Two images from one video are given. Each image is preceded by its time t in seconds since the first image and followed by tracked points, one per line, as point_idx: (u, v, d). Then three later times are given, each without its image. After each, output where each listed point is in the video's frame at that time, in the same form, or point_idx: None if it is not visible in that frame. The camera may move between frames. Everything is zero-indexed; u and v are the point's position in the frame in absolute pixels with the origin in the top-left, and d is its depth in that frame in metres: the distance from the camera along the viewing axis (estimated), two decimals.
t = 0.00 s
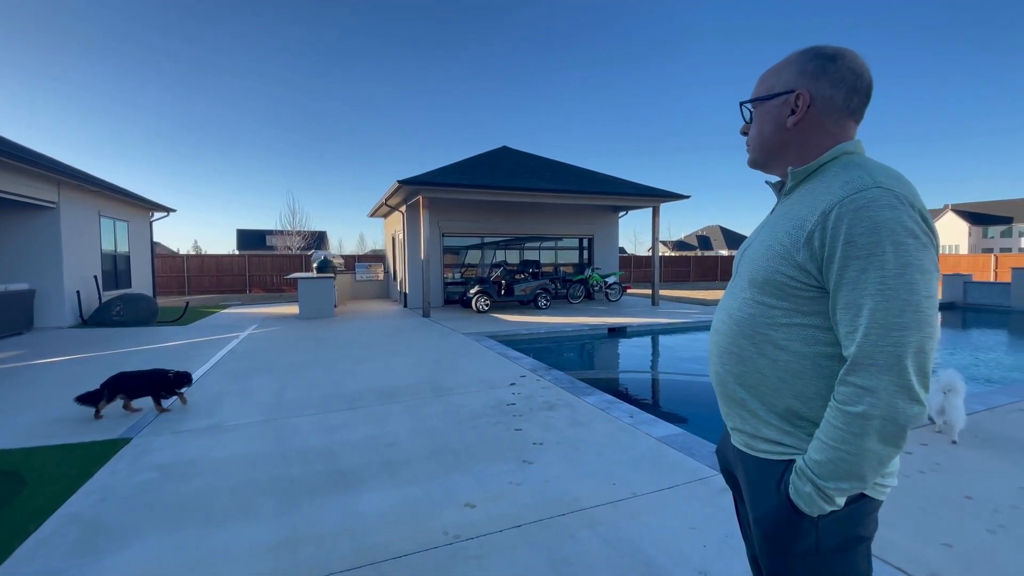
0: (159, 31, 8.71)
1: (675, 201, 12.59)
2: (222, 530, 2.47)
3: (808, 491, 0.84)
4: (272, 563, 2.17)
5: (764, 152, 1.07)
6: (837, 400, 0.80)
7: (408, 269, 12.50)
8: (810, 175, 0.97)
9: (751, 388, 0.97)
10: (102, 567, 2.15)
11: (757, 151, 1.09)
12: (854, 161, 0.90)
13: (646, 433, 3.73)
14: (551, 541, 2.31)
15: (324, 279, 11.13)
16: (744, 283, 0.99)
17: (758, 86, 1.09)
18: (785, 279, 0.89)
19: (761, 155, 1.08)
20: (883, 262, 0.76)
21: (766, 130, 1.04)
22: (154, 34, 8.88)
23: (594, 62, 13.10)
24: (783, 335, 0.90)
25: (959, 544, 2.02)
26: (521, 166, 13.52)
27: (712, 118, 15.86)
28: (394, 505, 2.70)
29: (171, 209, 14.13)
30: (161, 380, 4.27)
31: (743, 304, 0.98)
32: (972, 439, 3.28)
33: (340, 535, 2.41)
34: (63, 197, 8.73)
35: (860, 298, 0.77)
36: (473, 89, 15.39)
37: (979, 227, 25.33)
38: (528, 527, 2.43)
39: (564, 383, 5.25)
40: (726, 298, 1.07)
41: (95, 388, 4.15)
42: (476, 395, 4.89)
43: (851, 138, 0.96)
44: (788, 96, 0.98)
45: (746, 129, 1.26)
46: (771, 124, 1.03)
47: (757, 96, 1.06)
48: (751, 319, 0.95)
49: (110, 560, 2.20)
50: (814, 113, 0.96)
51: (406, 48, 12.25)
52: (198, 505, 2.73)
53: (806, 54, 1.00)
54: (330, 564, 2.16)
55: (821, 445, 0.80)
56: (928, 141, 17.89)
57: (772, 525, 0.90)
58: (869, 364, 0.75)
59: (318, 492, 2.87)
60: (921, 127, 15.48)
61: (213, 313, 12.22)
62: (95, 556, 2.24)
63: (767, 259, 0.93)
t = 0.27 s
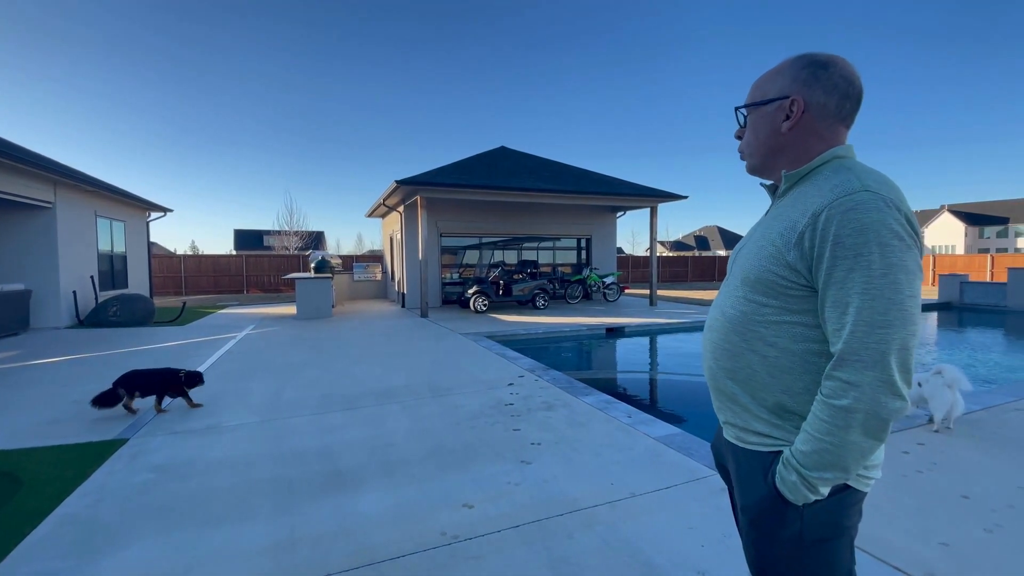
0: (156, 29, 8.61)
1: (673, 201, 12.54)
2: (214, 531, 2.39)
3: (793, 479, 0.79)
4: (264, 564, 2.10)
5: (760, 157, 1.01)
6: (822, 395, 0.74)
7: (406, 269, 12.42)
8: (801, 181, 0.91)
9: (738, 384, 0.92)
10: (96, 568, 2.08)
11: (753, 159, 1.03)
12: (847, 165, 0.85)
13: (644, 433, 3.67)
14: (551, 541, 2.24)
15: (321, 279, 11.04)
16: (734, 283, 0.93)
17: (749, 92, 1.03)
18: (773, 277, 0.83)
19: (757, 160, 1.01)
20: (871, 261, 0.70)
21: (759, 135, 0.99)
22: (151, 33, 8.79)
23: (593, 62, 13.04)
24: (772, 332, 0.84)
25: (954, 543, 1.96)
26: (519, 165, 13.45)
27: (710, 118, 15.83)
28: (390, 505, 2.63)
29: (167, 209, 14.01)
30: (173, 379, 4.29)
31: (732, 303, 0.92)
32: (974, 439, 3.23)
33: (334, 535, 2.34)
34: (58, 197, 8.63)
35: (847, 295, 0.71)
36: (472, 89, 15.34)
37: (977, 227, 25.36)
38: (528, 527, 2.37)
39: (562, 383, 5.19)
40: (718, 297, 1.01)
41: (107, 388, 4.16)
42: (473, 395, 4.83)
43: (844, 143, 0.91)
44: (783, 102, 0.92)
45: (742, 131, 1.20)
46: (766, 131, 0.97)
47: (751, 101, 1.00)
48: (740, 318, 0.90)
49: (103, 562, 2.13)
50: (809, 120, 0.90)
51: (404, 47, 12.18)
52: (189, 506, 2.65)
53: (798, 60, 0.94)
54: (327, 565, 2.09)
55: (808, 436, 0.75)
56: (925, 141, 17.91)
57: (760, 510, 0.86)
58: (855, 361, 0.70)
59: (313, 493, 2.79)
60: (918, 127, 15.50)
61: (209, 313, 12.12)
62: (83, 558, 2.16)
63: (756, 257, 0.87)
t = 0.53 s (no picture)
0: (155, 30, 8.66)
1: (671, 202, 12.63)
2: (221, 532, 2.48)
3: (791, 472, 0.89)
4: (272, 564, 2.19)
5: (754, 162, 1.09)
6: (824, 390, 0.84)
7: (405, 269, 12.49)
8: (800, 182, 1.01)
9: (742, 382, 1.01)
10: (99, 568, 2.17)
11: (755, 159, 1.08)
12: (839, 169, 0.95)
13: (642, 432, 3.76)
14: (548, 541, 2.33)
15: (320, 279, 11.11)
16: (736, 283, 1.02)
17: (745, 96, 1.09)
18: (777, 279, 0.92)
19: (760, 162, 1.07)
20: (869, 265, 0.80)
21: (760, 141, 1.06)
22: (149, 35, 8.85)
23: (591, 63, 13.13)
24: (775, 331, 0.93)
25: (953, 543, 2.06)
26: (518, 166, 13.53)
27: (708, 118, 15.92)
28: (393, 506, 2.72)
29: (166, 209, 14.05)
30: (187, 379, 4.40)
31: (735, 303, 1.01)
32: (963, 438, 3.32)
33: (339, 536, 2.43)
34: (58, 197, 8.68)
35: (847, 296, 0.81)
36: (470, 90, 15.41)
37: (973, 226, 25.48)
38: (526, 528, 2.46)
39: (561, 383, 5.28)
40: (717, 297, 1.10)
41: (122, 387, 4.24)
42: (473, 395, 4.91)
43: (836, 151, 1.02)
44: (792, 108, 0.99)
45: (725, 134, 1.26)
46: (766, 136, 1.04)
47: (751, 104, 1.06)
48: (745, 317, 0.98)
49: (107, 561, 2.22)
50: (814, 127, 1.00)
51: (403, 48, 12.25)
52: (197, 506, 2.74)
53: (798, 68, 1.03)
54: (327, 565, 2.18)
55: (807, 431, 0.85)
56: (921, 141, 18.01)
57: (753, 504, 0.95)
58: (856, 357, 0.80)
59: (315, 493, 2.89)
60: (914, 128, 15.60)
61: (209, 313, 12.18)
62: (95, 558, 2.24)
63: (760, 260, 0.96)
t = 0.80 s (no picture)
0: (153, 30, 8.60)
1: (670, 202, 12.58)
2: (214, 532, 2.41)
3: (805, 470, 0.82)
4: (265, 565, 2.13)
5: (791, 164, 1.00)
6: (835, 382, 0.79)
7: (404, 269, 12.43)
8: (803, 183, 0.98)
9: (746, 380, 0.95)
10: (87, 568, 2.11)
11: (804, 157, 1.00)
12: (841, 170, 0.94)
13: (642, 432, 3.71)
14: (548, 541, 2.28)
15: (319, 279, 11.04)
16: (740, 278, 0.97)
17: (773, 89, 1.00)
18: (784, 271, 0.87)
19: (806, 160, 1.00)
20: (881, 255, 0.76)
21: (802, 137, 0.98)
22: (148, 34, 8.79)
23: (590, 62, 13.07)
24: (780, 324, 0.88)
25: (955, 544, 2.00)
26: (517, 165, 13.46)
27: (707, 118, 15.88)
28: (389, 506, 2.66)
29: (164, 208, 13.92)
30: (188, 381, 4.32)
31: (738, 298, 0.96)
32: (966, 438, 3.28)
33: (334, 536, 2.36)
34: (54, 197, 8.62)
35: (860, 286, 0.76)
36: (469, 90, 15.36)
37: (971, 227, 25.56)
38: (525, 527, 2.40)
39: (561, 383, 5.22)
40: (716, 294, 1.05)
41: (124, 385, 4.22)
42: (471, 395, 4.86)
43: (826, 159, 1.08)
44: (830, 108, 1.00)
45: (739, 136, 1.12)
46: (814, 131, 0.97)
47: (798, 95, 0.97)
48: (748, 312, 0.93)
49: (103, 562, 2.16)
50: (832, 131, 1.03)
51: (402, 47, 12.18)
52: (189, 506, 2.68)
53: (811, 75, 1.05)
54: (326, 565, 2.12)
55: (820, 425, 0.79)
56: (921, 141, 17.98)
57: (768, 506, 0.89)
58: (870, 348, 0.75)
59: (313, 493, 2.82)
60: (913, 128, 15.59)
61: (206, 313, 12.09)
62: (83, 559, 2.18)
63: (765, 252, 0.92)
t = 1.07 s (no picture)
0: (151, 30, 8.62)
1: (668, 202, 12.62)
2: (216, 532, 2.45)
3: (839, 472, 0.86)
4: (267, 565, 2.17)
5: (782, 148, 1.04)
6: (869, 381, 0.83)
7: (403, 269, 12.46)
8: (802, 183, 1.03)
9: (768, 384, 0.97)
10: (90, 568, 2.15)
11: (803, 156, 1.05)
12: (841, 170, 1.00)
13: (641, 432, 3.76)
14: (546, 541, 2.32)
15: (317, 279, 11.07)
16: (756, 282, 0.99)
17: (783, 82, 1.05)
18: (808, 275, 0.91)
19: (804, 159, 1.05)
20: (905, 254, 0.81)
21: (804, 133, 1.03)
22: (145, 33, 8.78)
23: (588, 62, 13.11)
24: (805, 327, 0.91)
25: (948, 542, 2.05)
26: (515, 166, 13.50)
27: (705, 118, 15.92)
28: (389, 506, 2.70)
29: (162, 208, 13.91)
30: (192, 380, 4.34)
31: (757, 303, 0.98)
32: (960, 437, 3.32)
33: (335, 536, 2.40)
34: (52, 197, 8.63)
35: (889, 287, 0.81)
36: (468, 90, 15.38)
37: (969, 227, 25.63)
38: (524, 527, 2.44)
39: (559, 383, 5.26)
40: (726, 298, 1.08)
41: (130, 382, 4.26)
42: (470, 395, 4.89)
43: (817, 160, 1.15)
44: (827, 110, 1.07)
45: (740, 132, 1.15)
46: (810, 128, 1.02)
47: (803, 93, 1.03)
48: (770, 316, 0.96)
49: (100, 562, 2.20)
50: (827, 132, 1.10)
51: (400, 48, 12.21)
52: (191, 507, 2.72)
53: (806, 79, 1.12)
54: (323, 565, 2.17)
55: (854, 426, 0.83)
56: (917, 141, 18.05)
57: (794, 511, 0.92)
58: (903, 347, 0.79)
59: (314, 494, 2.86)
60: (910, 127, 15.64)
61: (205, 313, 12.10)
62: (86, 559, 2.22)
63: (786, 257, 0.94)
